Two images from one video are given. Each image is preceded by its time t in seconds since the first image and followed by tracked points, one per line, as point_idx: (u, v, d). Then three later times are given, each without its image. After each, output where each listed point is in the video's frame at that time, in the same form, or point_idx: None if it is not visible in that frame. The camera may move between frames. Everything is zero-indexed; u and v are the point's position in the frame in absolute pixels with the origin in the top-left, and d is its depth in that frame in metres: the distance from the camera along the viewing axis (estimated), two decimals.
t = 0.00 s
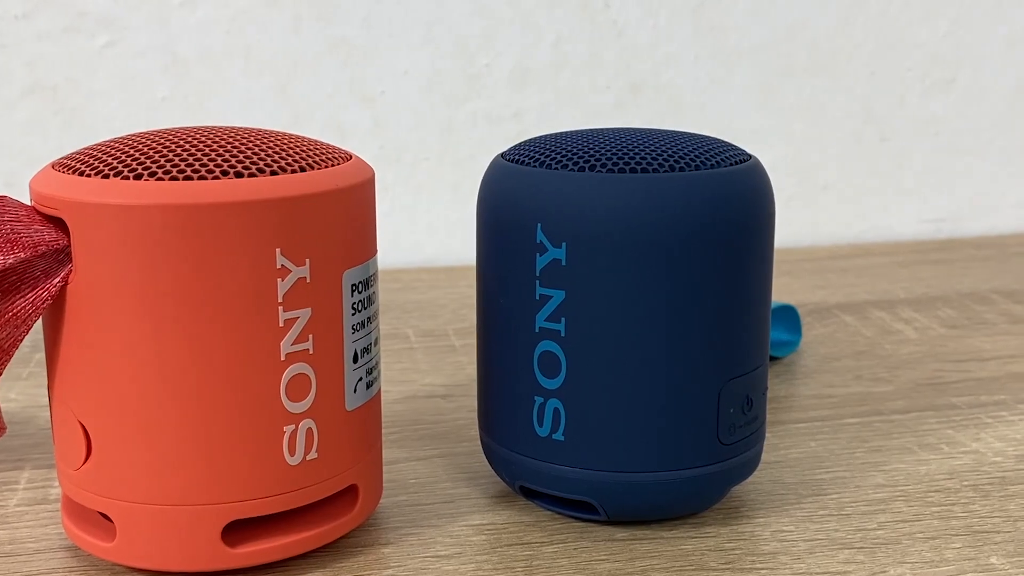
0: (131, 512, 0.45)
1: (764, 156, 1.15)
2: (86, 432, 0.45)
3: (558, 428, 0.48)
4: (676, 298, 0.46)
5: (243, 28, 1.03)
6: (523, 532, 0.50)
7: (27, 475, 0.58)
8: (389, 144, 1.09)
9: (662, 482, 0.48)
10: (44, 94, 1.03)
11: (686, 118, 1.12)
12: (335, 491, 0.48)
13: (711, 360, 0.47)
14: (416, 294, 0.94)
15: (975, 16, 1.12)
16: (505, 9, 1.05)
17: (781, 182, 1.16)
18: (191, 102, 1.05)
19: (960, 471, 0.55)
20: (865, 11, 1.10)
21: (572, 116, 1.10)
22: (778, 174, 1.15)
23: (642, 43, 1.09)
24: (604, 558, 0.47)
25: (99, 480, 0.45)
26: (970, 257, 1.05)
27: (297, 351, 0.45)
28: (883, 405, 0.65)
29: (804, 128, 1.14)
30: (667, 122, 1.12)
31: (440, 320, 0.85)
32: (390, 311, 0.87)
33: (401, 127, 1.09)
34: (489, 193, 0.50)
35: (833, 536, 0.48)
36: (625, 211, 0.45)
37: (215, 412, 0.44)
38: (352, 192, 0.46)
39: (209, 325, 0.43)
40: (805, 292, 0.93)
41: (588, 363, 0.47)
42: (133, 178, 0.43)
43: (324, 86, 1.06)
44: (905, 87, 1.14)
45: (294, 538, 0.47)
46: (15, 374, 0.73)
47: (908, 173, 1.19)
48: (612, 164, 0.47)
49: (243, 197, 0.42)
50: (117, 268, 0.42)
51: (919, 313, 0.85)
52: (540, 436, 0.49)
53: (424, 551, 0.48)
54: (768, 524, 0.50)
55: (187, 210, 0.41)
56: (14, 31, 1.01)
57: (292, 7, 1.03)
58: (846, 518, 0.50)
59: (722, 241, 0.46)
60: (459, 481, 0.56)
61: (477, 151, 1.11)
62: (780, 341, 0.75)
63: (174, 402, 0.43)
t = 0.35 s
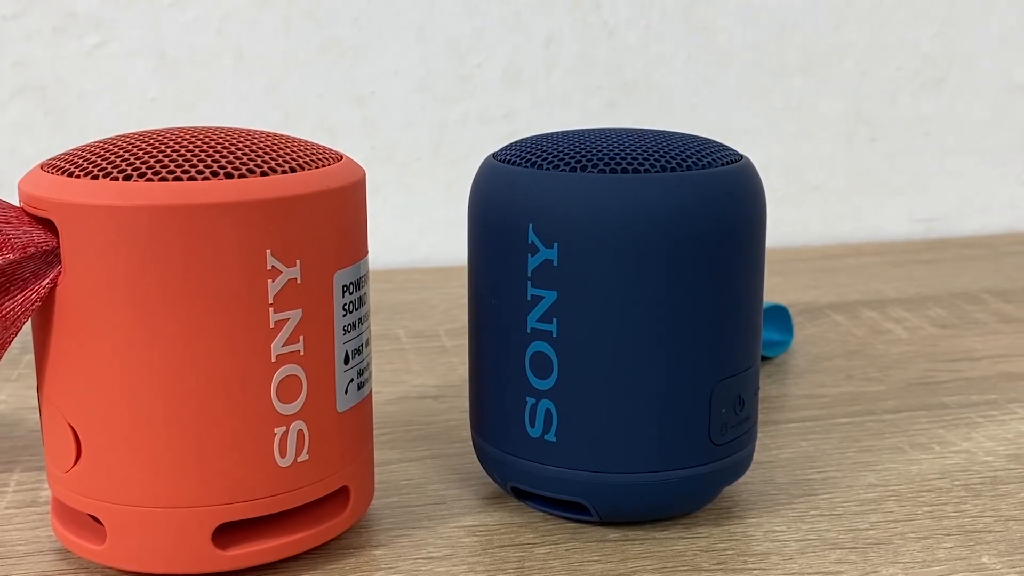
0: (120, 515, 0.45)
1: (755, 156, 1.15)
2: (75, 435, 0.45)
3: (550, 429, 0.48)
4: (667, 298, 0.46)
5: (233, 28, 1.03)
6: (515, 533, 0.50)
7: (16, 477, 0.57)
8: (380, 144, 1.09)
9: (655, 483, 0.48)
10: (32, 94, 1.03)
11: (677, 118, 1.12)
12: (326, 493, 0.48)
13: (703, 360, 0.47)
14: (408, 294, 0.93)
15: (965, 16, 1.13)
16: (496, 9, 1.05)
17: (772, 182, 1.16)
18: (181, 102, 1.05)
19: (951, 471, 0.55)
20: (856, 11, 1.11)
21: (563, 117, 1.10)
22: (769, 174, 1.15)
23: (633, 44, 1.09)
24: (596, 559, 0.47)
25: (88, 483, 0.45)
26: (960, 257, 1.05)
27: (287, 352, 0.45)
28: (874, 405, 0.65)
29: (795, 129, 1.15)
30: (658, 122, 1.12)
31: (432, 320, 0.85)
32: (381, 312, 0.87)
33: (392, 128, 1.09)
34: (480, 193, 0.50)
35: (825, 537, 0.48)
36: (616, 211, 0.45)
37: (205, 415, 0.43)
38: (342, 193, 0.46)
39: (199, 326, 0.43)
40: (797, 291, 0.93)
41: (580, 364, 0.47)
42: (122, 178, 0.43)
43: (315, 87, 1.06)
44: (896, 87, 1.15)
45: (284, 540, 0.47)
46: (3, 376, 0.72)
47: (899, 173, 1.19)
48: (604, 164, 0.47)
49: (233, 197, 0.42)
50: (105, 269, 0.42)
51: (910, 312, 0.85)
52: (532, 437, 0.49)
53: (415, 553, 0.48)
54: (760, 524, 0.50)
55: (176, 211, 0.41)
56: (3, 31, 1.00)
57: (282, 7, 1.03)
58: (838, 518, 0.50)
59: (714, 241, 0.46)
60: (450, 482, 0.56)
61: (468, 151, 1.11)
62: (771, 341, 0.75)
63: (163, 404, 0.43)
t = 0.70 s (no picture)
0: (109, 518, 0.44)
1: (746, 156, 1.15)
2: (63, 437, 0.45)
3: (541, 430, 0.48)
4: (659, 299, 0.46)
5: (223, 28, 1.02)
6: (506, 534, 0.50)
7: (6, 480, 0.57)
8: (371, 144, 1.09)
9: (647, 484, 0.47)
10: (21, 95, 1.02)
11: (668, 119, 1.12)
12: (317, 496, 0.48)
13: (695, 361, 0.47)
14: (399, 295, 0.93)
15: (955, 16, 1.13)
16: (487, 9, 1.05)
17: (764, 182, 1.16)
18: (171, 103, 1.05)
19: (943, 471, 0.55)
20: (846, 11, 1.11)
21: (555, 117, 1.10)
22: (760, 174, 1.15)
23: (624, 44, 1.09)
24: (588, 560, 0.47)
25: (77, 484, 0.45)
26: (951, 257, 1.05)
27: (278, 354, 0.44)
28: (866, 405, 0.65)
29: (786, 129, 1.15)
30: (650, 123, 1.12)
31: (423, 321, 0.85)
32: (373, 313, 0.87)
33: (383, 128, 1.09)
34: (471, 192, 0.49)
35: (817, 537, 0.48)
36: (607, 211, 0.45)
37: (194, 417, 0.43)
38: (333, 194, 0.46)
39: (187, 328, 0.42)
40: (788, 291, 0.93)
41: (572, 365, 0.47)
42: (110, 179, 0.42)
43: (305, 87, 1.06)
44: (886, 87, 1.15)
45: (275, 542, 0.46)
46: None
47: (890, 173, 1.19)
48: (595, 164, 0.47)
49: (222, 198, 0.42)
50: (93, 270, 0.42)
51: (901, 312, 0.85)
52: (523, 437, 0.49)
53: (407, 554, 0.48)
54: (752, 525, 0.50)
55: (165, 211, 0.41)
56: None
57: (271, 7, 1.02)
58: (830, 518, 0.50)
59: (706, 241, 0.46)
60: (442, 484, 0.55)
61: (459, 151, 1.10)
62: (763, 341, 0.75)
63: (152, 406, 0.43)
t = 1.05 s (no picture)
0: (99, 520, 0.44)
1: (738, 157, 1.15)
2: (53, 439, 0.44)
3: (533, 430, 0.48)
4: (651, 299, 0.46)
5: (213, 28, 1.02)
6: (498, 536, 0.49)
7: None
8: (363, 145, 1.09)
9: (639, 484, 0.47)
10: (10, 95, 1.02)
11: (659, 119, 1.12)
12: (308, 497, 0.48)
13: (687, 361, 0.47)
14: (391, 295, 0.93)
15: (946, 16, 1.13)
16: (478, 9, 1.05)
17: (755, 182, 1.17)
18: (161, 103, 1.04)
19: (934, 471, 0.55)
20: (837, 11, 1.11)
21: (546, 117, 1.10)
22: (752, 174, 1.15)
23: (616, 44, 1.09)
24: (580, 561, 0.47)
25: (67, 487, 0.44)
26: (942, 257, 1.05)
27: (268, 355, 0.44)
28: (858, 405, 0.65)
29: (777, 129, 1.15)
30: (641, 122, 1.12)
31: (414, 322, 0.84)
32: (365, 313, 0.87)
33: (374, 128, 1.08)
34: (463, 193, 0.49)
35: (809, 537, 0.48)
36: (599, 212, 0.45)
37: (184, 418, 0.43)
38: (323, 194, 0.45)
39: (177, 329, 0.42)
40: (780, 291, 0.93)
41: (564, 366, 0.46)
42: (100, 180, 0.42)
43: (296, 87, 1.05)
44: (877, 87, 1.15)
45: (266, 544, 0.46)
46: None
47: (881, 173, 1.19)
48: (587, 164, 0.47)
49: (211, 199, 0.41)
50: (82, 271, 0.42)
51: (892, 312, 0.85)
52: (516, 438, 0.48)
53: (399, 556, 0.48)
54: (744, 525, 0.50)
55: (155, 212, 0.41)
56: None
57: (262, 7, 1.02)
58: (822, 518, 0.50)
59: (697, 241, 0.46)
60: (434, 485, 0.55)
61: (451, 151, 1.10)
62: (755, 341, 0.75)
63: (142, 407, 0.43)
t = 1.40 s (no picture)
0: (89, 523, 0.44)
1: (729, 157, 1.15)
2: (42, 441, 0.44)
3: (526, 431, 0.48)
4: (643, 299, 0.45)
5: (204, 28, 1.02)
6: (491, 537, 0.49)
7: None
8: (354, 145, 1.09)
9: (631, 485, 0.47)
10: None
11: (651, 119, 1.12)
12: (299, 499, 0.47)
13: (679, 362, 0.47)
14: (382, 296, 0.93)
15: (937, 16, 1.14)
16: (470, 9, 1.05)
17: (747, 182, 1.17)
18: (152, 103, 1.04)
19: (927, 470, 0.56)
20: (828, 12, 1.11)
21: (538, 117, 1.10)
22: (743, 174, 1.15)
23: (607, 44, 1.09)
24: (572, 562, 0.47)
25: (57, 490, 0.44)
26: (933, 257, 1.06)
27: (259, 357, 0.44)
28: (850, 405, 0.65)
29: (769, 129, 1.15)
30: (633, 122, 1.12)
31: (406, 323, 0.84)
32: (356, 314, 0.87)
33: (366, 128, 1.08)
34: (454, 193, 0.49)
35: (803, 538, 0.48)
36: (592, 212, 0.45)
37: (174, 420, 0.43)
38: (315, 195, 0.45)
39: (167, 331, 0.42)
40: (772, 291, 0.93)
41: (555, 366, 0.46)
42: (89, 181, 0.42)
43: (287, 87, 1.05)
44: (869, 87, 1.16)
45: (256, 546, 0.46)
46: None
47: (872, 173, 1.20)
48: (579, 164, 0.47)
49: (201, 200, 0.41)
50: (71, 272, 0.41)
51: (884, 312, 0.86)
52: (508, 439, 0.48)
53: (391, 558, 0.48)
54: (737, 526, 0.50)
55: (145, 213, 0.41)
56: None
57: (253, 7, 1.02)
58: (814, 519, 0.50)
59: (689, 241, 0.46)
60: (426, 486, 0.55)
61: (443, 151, 1.10)
62: (746, 341, 0.75)
63: (133, 410, 0.42)
